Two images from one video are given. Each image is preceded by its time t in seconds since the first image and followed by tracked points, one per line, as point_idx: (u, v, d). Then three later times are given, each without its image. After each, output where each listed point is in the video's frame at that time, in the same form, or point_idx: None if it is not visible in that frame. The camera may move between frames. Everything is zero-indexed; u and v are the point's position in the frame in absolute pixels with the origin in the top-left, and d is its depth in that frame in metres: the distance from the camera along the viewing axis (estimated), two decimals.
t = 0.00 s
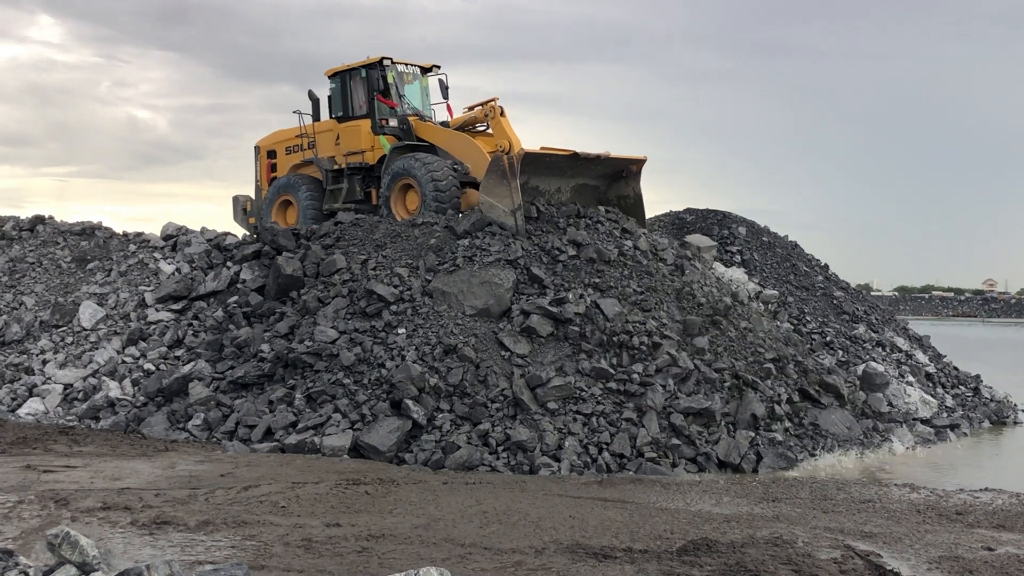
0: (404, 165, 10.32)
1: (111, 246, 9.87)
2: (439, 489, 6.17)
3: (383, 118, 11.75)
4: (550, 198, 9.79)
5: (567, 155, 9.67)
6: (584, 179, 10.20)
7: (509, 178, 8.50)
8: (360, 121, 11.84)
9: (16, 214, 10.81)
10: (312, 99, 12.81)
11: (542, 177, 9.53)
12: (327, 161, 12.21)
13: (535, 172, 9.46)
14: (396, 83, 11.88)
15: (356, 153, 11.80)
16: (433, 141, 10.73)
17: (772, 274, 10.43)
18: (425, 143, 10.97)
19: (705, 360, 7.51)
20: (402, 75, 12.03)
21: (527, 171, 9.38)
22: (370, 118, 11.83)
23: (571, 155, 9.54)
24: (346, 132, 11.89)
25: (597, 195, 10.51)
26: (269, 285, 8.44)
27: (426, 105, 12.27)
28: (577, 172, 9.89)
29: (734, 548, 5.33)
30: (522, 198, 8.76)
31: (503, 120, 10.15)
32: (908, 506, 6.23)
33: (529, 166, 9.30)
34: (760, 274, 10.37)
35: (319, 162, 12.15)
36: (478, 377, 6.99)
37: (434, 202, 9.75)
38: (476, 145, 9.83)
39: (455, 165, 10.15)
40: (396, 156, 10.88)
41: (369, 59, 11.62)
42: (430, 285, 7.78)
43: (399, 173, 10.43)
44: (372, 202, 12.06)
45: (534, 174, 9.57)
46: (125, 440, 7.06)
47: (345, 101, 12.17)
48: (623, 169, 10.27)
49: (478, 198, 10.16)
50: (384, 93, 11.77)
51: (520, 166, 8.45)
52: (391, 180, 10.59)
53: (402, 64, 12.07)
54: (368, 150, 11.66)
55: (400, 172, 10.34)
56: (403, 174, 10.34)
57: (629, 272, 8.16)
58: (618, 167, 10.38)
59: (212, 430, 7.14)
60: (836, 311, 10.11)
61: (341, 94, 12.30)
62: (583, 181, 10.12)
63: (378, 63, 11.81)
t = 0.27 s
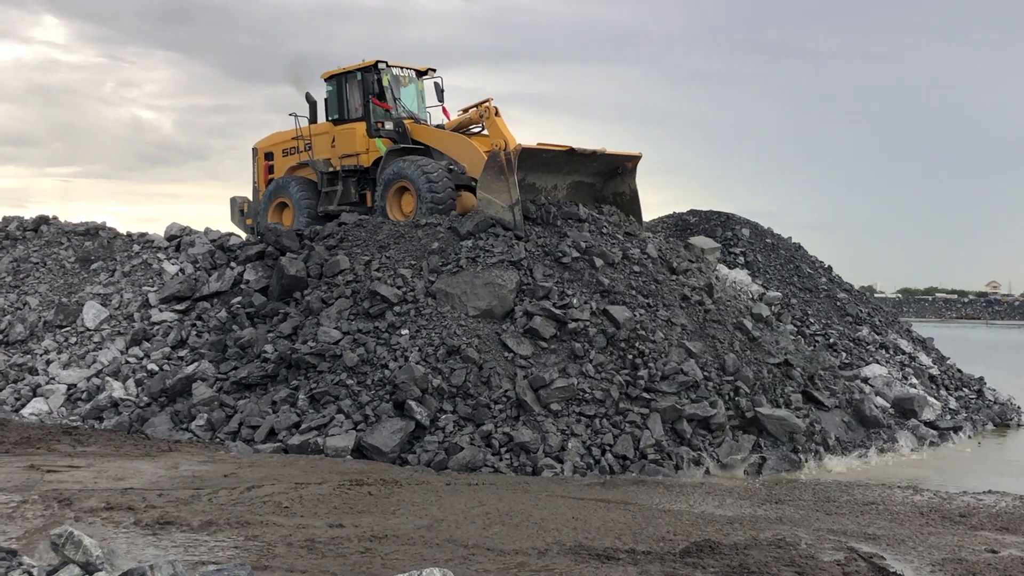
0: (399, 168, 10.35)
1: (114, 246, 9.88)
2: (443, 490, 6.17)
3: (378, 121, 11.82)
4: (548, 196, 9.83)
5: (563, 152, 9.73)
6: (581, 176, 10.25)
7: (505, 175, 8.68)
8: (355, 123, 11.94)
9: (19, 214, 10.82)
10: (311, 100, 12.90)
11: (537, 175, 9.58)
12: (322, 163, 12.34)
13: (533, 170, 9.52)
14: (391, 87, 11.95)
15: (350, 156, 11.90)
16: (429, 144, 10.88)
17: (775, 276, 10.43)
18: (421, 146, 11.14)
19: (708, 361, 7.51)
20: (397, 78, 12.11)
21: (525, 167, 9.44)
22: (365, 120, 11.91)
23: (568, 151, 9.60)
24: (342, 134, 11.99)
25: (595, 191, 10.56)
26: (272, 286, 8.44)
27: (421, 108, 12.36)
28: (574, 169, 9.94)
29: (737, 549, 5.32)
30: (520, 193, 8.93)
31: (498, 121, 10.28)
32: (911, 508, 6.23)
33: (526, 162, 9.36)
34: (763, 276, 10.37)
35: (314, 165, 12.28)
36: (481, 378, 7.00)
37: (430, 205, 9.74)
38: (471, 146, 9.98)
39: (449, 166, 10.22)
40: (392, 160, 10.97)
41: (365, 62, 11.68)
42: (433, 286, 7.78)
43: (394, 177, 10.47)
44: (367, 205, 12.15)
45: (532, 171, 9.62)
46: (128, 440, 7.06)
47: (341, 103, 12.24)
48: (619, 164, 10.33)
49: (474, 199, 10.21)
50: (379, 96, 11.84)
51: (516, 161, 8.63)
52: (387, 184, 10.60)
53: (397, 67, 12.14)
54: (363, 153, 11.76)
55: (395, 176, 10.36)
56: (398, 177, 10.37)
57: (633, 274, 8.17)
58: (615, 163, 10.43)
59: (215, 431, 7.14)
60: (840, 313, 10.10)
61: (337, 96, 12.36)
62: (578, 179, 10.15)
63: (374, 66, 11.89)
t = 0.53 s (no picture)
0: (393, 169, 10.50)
1: (121, 247, 9.91)
2: (448, 492, 6.18)
3: (371, 124, 12.08)
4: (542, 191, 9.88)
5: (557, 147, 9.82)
6: (575, 172, 10.30)
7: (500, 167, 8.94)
8: (348, 126, 12.25)
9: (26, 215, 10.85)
10: (305, 104, 13.02)
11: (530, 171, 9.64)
12: (316, 166, 12.64)
13: (528, 164, 9.60)
14: (384, 90, 12.21)
15: (344, 158, 12.20)
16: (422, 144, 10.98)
17: (781, 278, 10.42)
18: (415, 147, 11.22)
19: (714, 363, 7.50)
20: (390, 82, 12.37)
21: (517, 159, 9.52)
22: (358, 124, 12.21)
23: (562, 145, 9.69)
24: (335, 137, 12.28)
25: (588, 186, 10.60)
26: (278, 287, 8.45)
27: (415, 111, 12.59)
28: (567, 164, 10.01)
29: (743, 551, 5.32)
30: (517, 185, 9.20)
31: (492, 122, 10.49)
32: (917, 510, 6.22)
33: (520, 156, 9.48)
34: (769, 278, 10.36)
35: (308, 167, 12.57)
36: (486, 380, 7.00)
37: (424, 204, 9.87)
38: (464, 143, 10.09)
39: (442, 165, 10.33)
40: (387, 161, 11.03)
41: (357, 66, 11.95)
42: (439, 288, 7.79)
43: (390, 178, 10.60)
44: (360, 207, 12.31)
45: (527, 166, 9.71)
46: (134, 441, 7.07)
47: (335, 107, 12.53)
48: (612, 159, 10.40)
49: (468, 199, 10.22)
50: (372, 99, 12.10)
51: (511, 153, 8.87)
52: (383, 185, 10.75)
53: (390, 71, 12.41)
54: (356, 155, 12.05)
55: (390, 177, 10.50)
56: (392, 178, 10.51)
57: (639, 276, 8.17)
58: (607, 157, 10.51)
59: (220, 432, 7.14)
60: (846, 314, 10.09)
61: (331, 101, 12.66)
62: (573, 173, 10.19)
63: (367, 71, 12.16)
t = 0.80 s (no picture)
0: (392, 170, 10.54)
1: (131, 250, 9.93)
2: (458, 493, 6.18)
3: (370, 128, 12.11)
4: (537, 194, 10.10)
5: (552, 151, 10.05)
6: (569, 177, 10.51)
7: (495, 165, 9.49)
8: (348, 129, 12.27)
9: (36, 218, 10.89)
10: (307, 106, 13.04)
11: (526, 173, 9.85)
12: (315, 167, 12.67)
13: (523, 168, 9.82)
14: (384, 95, 12.24)
15: (342, 160, 12.25)
16: (422, 147, 11.10)
17: (791, 279, 10.40)
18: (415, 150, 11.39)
19: (724, 365, 7.51)
20: (390, 86, 12.39)
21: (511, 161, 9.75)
22: (358, 127, 12.23)
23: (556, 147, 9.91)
24: (334, 139, 12.33)
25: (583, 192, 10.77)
26: (288, 289, 8.46)
27: (414, 115, 12.63)
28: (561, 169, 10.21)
29: (754, 553, 5.30)
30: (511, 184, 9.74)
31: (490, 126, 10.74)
32: (928, 512, 6.20)
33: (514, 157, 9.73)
34: (779, 279, 10.35)
35: (307, 168, 12.60)
36: (496, 382, 6.99)
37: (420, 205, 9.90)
38: (463, 147, 10.23)
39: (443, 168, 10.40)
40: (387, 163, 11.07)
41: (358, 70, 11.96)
42: (449, 289, 7.79)
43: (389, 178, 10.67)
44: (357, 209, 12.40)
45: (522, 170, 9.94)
46: (144, 443, 7.08)
47: (335, 109, 12.51)
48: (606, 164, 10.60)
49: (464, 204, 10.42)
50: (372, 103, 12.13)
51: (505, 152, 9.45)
52: (381, 185, 10.80)
53: (391, 75, 12.43)
54: (354, 157, 12.08)
55: (389, 177, 10.57)
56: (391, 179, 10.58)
57: (648, 278, 8.17)
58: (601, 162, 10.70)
59: (231, 433, 7.15)
60: (856, 315, 10.06)
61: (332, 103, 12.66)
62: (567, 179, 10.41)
63: (368, 74, 12.15)
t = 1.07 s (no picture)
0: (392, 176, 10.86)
1: (147, 253, 9.97)
2: (473, 496, 6.18)
3: (374, 134, 12.24)
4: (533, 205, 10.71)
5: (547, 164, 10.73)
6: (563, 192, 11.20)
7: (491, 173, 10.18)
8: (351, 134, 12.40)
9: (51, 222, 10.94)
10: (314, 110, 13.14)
11: (522, 182, 10.57)
12: (316, 169, 12.82)
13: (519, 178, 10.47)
14: (388, 102, 12.39)
15: (344, 164, 12.42)
16: (422, 155, 11.52)
17: (807, 279, 10.38)
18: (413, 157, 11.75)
19: (740, 366, 7.49)
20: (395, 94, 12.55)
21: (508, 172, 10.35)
22: (362, 132, 12.36)
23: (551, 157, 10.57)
24: (337, 143, 12.52)
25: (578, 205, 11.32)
26: (303, 291, 8.49)
27: (417, 124, 12.79)
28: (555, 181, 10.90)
29: (770, 555, 5.29)
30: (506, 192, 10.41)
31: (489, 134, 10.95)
32: (946, 513, 6.17)
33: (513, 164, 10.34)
34: (794, 279, 10.32)
35: (309, 171, 12.78)
36: (511, 384, 6.99)
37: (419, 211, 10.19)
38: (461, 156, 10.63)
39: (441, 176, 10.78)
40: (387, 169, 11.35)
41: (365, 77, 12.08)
42: (463, 291, 7.80)
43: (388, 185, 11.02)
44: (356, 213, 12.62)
45: (518, 180, 10.56)
46: (161, 445, 7.11)
47: (339, 114, 12.66)
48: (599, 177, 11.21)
49: (461, 211, 10.80)
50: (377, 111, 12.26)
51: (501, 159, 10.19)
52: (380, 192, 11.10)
53: (396, 84, 12.58)
54: (356, 161, 12.26)
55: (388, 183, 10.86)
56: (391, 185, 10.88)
57: (663, 280, 8.16)
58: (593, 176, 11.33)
59: (247, 436, 7.15)
60: (872, 316, 10.03)
61: (337, 108, 12.77)
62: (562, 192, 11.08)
63: (373, 81, 12.31)
